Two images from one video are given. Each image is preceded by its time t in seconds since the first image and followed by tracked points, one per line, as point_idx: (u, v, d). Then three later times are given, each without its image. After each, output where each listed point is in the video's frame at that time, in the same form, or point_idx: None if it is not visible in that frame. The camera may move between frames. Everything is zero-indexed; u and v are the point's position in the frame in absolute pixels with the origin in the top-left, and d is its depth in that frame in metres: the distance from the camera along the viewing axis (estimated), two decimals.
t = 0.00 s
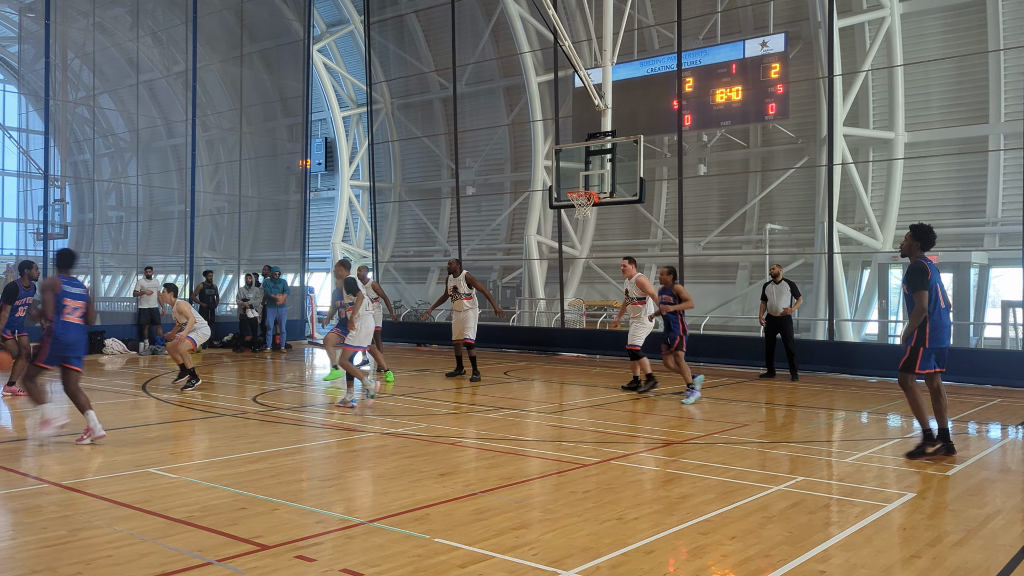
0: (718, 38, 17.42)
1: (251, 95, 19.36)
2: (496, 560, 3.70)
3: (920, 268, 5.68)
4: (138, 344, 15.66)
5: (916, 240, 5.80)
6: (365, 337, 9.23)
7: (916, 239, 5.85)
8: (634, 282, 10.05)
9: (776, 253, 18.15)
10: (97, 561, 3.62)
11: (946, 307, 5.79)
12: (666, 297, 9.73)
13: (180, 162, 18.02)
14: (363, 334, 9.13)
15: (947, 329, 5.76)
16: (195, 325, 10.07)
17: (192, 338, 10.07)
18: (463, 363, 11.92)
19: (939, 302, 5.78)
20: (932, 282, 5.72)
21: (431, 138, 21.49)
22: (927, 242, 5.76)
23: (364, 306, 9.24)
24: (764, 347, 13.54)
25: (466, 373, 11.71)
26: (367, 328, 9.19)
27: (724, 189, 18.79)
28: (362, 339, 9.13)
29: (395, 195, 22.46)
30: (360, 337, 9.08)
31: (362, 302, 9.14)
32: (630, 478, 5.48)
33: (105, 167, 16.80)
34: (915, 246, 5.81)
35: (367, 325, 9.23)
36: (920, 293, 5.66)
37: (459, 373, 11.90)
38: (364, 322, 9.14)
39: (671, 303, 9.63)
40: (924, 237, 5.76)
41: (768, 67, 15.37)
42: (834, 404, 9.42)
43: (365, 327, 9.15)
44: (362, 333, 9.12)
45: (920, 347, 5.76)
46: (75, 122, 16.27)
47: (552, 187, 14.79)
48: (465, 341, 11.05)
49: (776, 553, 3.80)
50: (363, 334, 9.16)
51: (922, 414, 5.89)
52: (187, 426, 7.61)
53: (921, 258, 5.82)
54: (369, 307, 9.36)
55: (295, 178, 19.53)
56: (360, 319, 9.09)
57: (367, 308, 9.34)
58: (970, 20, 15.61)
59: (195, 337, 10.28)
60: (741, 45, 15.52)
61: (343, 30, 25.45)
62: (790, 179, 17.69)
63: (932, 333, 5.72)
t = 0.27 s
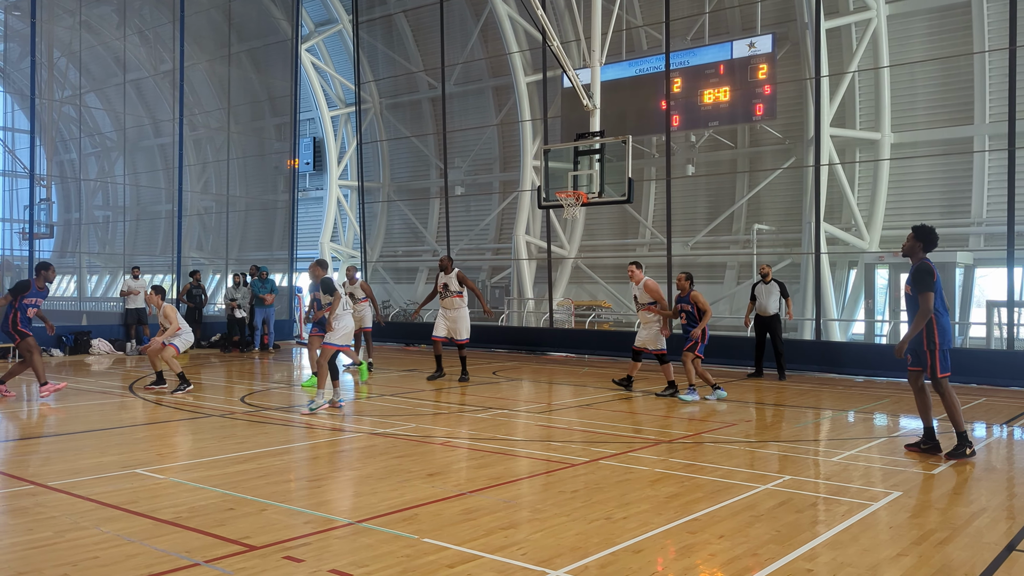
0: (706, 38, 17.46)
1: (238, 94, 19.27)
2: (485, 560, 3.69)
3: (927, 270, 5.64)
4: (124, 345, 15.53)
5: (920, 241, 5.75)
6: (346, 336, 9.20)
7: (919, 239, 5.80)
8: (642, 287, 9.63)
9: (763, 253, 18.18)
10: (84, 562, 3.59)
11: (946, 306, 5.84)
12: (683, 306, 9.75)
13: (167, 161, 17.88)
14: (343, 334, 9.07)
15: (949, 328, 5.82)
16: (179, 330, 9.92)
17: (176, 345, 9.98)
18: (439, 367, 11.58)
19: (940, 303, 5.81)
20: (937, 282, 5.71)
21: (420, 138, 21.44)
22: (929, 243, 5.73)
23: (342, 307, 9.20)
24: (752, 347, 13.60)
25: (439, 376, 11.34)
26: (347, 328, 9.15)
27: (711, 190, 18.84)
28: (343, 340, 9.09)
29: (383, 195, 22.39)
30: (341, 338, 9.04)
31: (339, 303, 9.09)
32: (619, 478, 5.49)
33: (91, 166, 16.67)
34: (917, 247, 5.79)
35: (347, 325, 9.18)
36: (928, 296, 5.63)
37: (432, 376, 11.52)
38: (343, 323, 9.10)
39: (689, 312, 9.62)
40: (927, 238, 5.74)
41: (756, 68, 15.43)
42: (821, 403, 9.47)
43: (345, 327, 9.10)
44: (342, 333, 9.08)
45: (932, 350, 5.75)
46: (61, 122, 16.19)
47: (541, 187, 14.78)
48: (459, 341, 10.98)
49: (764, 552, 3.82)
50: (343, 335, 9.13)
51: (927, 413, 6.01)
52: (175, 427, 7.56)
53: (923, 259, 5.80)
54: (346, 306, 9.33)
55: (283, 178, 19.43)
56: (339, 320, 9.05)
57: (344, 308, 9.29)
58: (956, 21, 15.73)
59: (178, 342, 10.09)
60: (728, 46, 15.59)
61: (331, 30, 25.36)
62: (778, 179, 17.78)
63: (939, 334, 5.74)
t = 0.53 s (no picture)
0: (694, 39, 17.51)
1: (226, 93, 19.10)
2: (474, 560, 3.68)
3: (930, 270, 5.66)
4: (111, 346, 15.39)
5: (917, 242, 5.78)
6: (327, 339, 9.20)
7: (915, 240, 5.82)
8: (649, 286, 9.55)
9: (751, 253, 18.27)
10: (71, 564, 3.55)
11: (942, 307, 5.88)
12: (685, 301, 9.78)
13: (155, 161, 17.75)
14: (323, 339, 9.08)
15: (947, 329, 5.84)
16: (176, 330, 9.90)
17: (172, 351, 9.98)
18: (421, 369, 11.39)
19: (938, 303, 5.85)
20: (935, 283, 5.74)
21: (409, 138, 21.39)
22: (926, 243, 5.77)
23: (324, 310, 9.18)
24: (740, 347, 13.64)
25: (420, 378, 11.14)
26: (328, 331, 9.14)
27: (700, 190, 18.89)
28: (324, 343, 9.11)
29: (372, 194, 22.33)
30: (320, 342, 9.04)
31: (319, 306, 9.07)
32: (609, 478, 5.49)
33: (78, 166, 16.49)
34: (914, 248, 5.83)
35: (329, 328, 9.17)
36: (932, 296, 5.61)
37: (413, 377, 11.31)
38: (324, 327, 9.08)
39: (692, 310, 9.69)
40: (924, 239, 5.78)
41: (744, 69, 15.47)
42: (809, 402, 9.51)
43: (327, 331, 9.09)
44: (323, 337, 9.08)
45: (937, 352, 5.75)
46: (48, 121, 16.02)
47: (531, 187, 14.77)
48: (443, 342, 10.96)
49: (753, 551, 3.82)
50: (325, 338, 9.14)
51: (907, 412, 5.98)
52: (162, 428, 7.50)
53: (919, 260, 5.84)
54: (330, 308, 9.30)
55: (272, 178, 19.53)
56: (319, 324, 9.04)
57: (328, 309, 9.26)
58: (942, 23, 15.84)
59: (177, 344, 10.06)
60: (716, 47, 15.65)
61: (320, 29, 25.26)
62: (766, 180, 17.86)
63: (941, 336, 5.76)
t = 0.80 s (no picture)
0: (684, 40, 17.56)
1: (215, 93, 19.04)
2: (464, 560, 3.67)
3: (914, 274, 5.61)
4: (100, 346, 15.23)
5: (900, 244, 5.73)
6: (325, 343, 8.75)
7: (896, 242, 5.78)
8: (648, 287, 9.57)
9: (741, 253, 18.17)
10: (59, 566, 3.52)
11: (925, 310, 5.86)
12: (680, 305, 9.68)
13: (143, 161, 17.60)
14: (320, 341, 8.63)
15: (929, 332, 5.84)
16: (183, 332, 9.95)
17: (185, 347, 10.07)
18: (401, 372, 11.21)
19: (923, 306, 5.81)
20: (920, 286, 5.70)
21: (399, 138, 21.36)
22: (907, 245, 5.73)
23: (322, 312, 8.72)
24: (729, 346, 13.68)
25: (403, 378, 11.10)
26: (325, 334, 8.69)
27: (689, 190, 18.94)
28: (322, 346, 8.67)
29: (362, 194, 22.27)
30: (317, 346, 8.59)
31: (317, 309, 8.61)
32: (598, 478, 5.49)
33: (66, 165, 16.49)
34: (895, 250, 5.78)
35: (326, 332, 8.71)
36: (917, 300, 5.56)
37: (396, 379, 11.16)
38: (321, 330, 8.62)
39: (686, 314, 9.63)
40: (905, 241, 5.74)
41: (734, 69, 15.53)
42: (798, 402, 9.54)
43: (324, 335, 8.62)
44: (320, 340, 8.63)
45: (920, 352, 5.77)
46: (35, 120, 15.94)
47: (521, 187, 14.76)
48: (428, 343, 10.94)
49: (742, 551, 3.83)
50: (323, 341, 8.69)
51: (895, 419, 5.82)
52: (151, 428, 7.45)
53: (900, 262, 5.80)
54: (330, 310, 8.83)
55: (261, 178, 19.42)
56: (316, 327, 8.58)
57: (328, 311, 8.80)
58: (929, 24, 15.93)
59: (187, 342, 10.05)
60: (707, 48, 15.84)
61: (309, 29, 25.16)
62: (755, 180, 17.94)
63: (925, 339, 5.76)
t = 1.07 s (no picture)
0: (674, 41, 17.60)
1: (205, 92, 18.86)
2: (455, 560, 3.66)
3: (889, 267, 5.60)
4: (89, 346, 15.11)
5: (874, 241, 5.73)
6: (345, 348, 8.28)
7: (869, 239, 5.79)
8: (638, 286, 9.63)
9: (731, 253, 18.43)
10: (47, 567, 3.48)
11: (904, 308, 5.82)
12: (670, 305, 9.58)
13: (133, 160, 17.46)
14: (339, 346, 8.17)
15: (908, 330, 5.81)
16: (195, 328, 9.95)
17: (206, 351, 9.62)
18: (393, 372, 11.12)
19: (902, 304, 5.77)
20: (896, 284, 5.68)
21: (389, 138, 21.31)
22: (881, 240, 5.73)
23: (345, 315, 8.28)
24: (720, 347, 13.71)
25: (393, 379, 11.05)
26: (345, 339, 8.21)
27: (680, 190, 18.98)
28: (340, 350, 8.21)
29: (353, 194, 22.21)
30: (335, 348, 8.15)
31: (337, 311, 8.19)
32: (589, 477, 5.49)
33: (55, 164, 16.45)
34: (868, 245, 5.79)
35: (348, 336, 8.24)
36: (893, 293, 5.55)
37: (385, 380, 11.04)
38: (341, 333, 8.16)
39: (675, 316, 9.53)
40: (878, 236, 5.75)
41: (724, 70, 15.57)
42: (788, 402, 9.57)
43: (343, 338, 8.15)
44: (340, 344, 8.18)
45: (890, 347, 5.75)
46: (24, 120, 15.91)
47: (511, 187, 14.74)
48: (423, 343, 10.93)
49: (733, 550, 3.83)
50: (341, 345, 8.21)
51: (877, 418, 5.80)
52: (141, 429, 7.40)
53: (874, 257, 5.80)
54: (353, 315, 8.38)
55: (252, 177, 19.36)
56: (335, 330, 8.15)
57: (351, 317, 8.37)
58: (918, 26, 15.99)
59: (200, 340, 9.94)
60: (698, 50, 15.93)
61: (300, 28, 25.06)
62: (745, 181, 18.00)
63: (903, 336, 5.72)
